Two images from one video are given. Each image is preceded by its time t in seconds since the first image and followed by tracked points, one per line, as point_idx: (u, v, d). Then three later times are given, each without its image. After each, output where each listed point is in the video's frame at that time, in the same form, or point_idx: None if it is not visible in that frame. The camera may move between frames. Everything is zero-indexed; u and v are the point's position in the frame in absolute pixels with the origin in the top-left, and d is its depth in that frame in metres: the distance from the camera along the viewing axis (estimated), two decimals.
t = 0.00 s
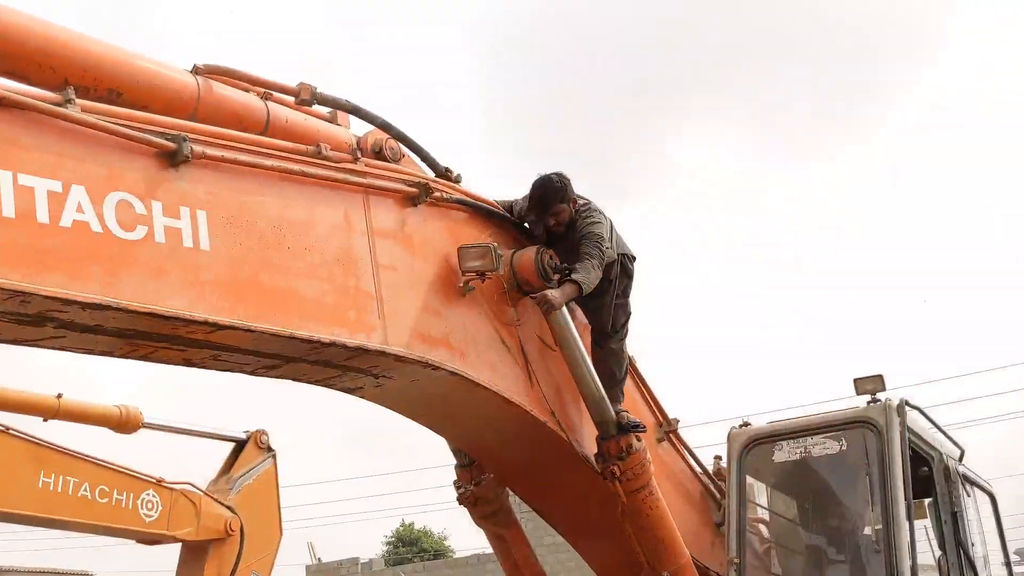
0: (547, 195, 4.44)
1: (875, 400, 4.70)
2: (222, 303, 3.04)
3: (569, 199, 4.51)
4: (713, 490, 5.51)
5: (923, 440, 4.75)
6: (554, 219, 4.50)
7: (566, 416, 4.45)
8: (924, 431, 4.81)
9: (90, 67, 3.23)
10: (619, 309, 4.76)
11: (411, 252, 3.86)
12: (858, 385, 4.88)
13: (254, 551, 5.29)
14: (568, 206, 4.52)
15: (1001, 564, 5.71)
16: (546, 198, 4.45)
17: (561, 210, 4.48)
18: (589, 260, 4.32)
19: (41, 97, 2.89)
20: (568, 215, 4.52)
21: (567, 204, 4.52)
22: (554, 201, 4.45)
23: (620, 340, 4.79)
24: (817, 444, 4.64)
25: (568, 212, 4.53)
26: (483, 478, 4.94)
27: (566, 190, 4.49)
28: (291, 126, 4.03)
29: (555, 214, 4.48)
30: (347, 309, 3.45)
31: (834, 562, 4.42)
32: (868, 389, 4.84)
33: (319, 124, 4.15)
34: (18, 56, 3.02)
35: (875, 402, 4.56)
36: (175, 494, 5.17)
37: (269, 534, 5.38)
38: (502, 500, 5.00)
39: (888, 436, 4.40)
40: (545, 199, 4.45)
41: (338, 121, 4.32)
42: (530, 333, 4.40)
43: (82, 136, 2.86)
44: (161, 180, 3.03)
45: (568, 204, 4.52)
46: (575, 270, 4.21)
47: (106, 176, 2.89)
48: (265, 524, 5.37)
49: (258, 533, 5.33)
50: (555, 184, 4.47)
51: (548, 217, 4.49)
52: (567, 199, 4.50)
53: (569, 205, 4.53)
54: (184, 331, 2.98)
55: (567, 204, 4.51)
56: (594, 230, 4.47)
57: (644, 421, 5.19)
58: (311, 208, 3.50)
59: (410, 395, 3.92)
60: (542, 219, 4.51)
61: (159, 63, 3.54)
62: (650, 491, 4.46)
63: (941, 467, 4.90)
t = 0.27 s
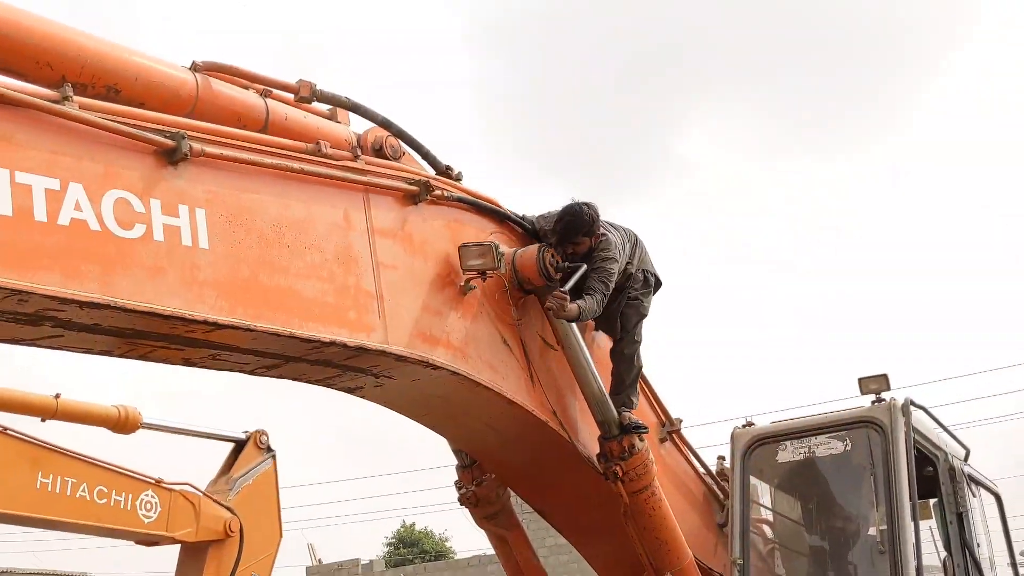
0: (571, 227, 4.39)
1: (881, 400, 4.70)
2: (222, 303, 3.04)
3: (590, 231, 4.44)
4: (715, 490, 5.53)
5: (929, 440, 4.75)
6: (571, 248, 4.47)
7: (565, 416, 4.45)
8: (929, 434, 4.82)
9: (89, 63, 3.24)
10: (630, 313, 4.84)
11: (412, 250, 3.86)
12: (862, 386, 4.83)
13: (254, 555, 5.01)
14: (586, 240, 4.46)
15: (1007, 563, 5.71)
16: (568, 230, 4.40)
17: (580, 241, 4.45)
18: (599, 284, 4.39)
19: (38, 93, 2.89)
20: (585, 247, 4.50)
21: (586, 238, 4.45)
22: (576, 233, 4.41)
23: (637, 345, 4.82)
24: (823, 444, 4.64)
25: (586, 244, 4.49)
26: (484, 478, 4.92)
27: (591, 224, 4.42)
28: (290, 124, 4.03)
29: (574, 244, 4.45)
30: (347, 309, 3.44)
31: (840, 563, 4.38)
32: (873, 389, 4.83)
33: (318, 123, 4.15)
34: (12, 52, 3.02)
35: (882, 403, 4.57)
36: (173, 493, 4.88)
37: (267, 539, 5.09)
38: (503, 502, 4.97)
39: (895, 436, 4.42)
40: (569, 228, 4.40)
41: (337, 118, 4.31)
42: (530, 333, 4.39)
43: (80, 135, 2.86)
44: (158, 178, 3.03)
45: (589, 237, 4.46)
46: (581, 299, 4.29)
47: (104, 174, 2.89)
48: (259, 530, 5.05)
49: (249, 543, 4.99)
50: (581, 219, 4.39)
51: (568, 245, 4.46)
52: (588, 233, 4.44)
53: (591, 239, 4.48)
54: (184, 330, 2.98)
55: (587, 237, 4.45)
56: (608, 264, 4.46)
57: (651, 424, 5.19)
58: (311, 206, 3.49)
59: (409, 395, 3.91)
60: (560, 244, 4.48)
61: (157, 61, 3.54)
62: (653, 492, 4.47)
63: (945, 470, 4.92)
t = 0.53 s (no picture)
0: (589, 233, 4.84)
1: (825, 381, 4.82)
2: (266, 301, 3.18)
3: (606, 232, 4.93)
4: (687, 460, 5.64)
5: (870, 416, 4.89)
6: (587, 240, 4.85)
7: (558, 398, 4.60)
8: (869, 409, 4.95)
9: (150, 95, 3.39)
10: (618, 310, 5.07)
11: (427, 257, 3.99)
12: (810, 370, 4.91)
13: (292, 516, 6.02)
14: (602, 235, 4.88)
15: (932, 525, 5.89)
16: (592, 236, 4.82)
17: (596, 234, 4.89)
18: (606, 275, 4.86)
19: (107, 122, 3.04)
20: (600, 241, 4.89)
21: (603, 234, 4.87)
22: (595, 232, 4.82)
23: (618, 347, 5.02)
24: (776, 420, 4.77)
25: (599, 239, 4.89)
26: (489, 449, 5.05)
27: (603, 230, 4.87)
28: (327, 149, 4.12)
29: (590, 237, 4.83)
30: (372, 306, 3.58)
31: (789, 522, 4.51)
32: (819, 374, 4.88)
33: (354, 150, 4.25)
34: (87, 85, 3.18)
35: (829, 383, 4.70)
36: (225, 463, 5.91)
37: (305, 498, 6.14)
38: (507, 469, 5.11)
39: (838, 414, 4.56)
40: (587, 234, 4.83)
41: (364, 144, 4.39)
42: (528, 326, 4.52)
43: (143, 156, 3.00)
44: (212, 195, 3.17)
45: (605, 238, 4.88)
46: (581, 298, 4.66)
47: (165, 192, 3.04)
48: (299, 491, 6.11)
49: (291, 499, 6.05)
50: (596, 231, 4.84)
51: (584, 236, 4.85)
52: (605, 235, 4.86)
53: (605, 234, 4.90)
54: (233, 324, 3.13)
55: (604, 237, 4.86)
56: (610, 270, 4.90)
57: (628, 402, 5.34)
58: (339, 216, 3.63)
59: (428, 378, 4.04)
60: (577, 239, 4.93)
61: (212, 95, 3.70)
62: (633, 461, 4.61)
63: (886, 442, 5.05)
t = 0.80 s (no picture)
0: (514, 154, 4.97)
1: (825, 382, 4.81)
2: (264, 302, 3.18)
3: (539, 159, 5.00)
4: (686, 462, 5.63)
5: (866, 416, 4.88)
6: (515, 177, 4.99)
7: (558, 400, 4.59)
8: (868, 410, 4.94)
9: (147, 97, 3.39)
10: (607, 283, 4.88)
11: (425, 258, 3.99)
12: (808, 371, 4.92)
13: (291, 517, 6.02)
14: (532, 163, 4.99)
15: (932, 527, 5.89)
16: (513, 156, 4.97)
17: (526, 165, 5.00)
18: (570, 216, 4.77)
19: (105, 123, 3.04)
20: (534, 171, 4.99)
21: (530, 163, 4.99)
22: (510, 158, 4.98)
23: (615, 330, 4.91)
24: (774, 421, 4.77)
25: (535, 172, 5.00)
26: (488, 450, 5.02)
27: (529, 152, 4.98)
28: (324, 151, 4.14)
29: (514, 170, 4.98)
30: (370, 307, 3.58)
31: (787, 524, 4.52)
32: (818, 374, 4.87)
33: (350, 151, 4.27)
34: (86, 87, 3.19)
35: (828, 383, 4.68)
36: (223, 464, 5.90)
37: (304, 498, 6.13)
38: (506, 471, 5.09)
39: (837, 414, 4.54)
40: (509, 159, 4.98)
41: (363, 146, 4.41)
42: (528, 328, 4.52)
43: (141, 158, 3.00)
44: (210, 197, 3.17)
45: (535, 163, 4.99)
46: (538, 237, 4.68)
47: (163, 193, 3.03)
48: (298, 491, 6.11)
49: (291, 499, 6.06)
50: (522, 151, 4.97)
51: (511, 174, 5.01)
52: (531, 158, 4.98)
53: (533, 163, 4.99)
54: (232, 326, 3.13)
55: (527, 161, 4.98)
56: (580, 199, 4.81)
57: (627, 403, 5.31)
58: (338, 217, 3.63)
59: (427, 379, 4.05)
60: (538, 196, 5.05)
61: (210, 96, 3.71)
62: (631, 462, 4.60)
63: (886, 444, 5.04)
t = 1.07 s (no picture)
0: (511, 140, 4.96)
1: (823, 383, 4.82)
2: (261, 303, 3.18)
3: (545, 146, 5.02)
4: (683, 464, 5.66)
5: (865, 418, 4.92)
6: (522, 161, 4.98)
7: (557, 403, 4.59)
8: (865, 413, 4.96)
9: (143, 98, 3.38)
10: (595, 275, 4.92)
11: (422, 258, 3.99)
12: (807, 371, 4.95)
13: (290, 518, 6.01)
14: (538, 149, 5.00)
15: (932, 530, 5.89)
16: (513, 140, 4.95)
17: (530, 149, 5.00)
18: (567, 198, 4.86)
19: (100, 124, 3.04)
20: (540, 158, 4.99)
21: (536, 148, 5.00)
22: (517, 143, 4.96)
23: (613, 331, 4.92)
24: (772, 422, 4.78)
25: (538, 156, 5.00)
26: (486, 451, 5.01)
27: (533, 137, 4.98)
28: (323, 151, 4.14)
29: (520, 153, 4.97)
30: (368, 307, 3.58)
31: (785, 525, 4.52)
32: (817, 376, 4.88)
33: (349, 151, 4.28)
34: (81, 88, 3.18)
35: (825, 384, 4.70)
36: (220, 465, 5.90)
37: (303, 498, 6.13)
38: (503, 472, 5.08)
39: (835, 415, 4.55)
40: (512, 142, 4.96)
41: (361, 147, 4.39)
42: (526, 330, 4.52)
43: (139, 159, 3.00)
44: (207, 198, 3.17)
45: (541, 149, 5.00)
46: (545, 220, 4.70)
47: (160, 194, 3.04)
48: (296, 491, 6.12)
49: (289, 499, 6.05)
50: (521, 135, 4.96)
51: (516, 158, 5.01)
52: (537, 144, 4.99)
53: (539, 148, 5.00)
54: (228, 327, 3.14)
55: (534, 146, 4.98)
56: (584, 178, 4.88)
57: (627, 404, 5.33)
58: (336, 218, 3.63)
59: (425, 380, 4.04)
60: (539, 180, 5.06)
61: (208, 98, 3.70)
62: (630, 464, 4.60)
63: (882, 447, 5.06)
